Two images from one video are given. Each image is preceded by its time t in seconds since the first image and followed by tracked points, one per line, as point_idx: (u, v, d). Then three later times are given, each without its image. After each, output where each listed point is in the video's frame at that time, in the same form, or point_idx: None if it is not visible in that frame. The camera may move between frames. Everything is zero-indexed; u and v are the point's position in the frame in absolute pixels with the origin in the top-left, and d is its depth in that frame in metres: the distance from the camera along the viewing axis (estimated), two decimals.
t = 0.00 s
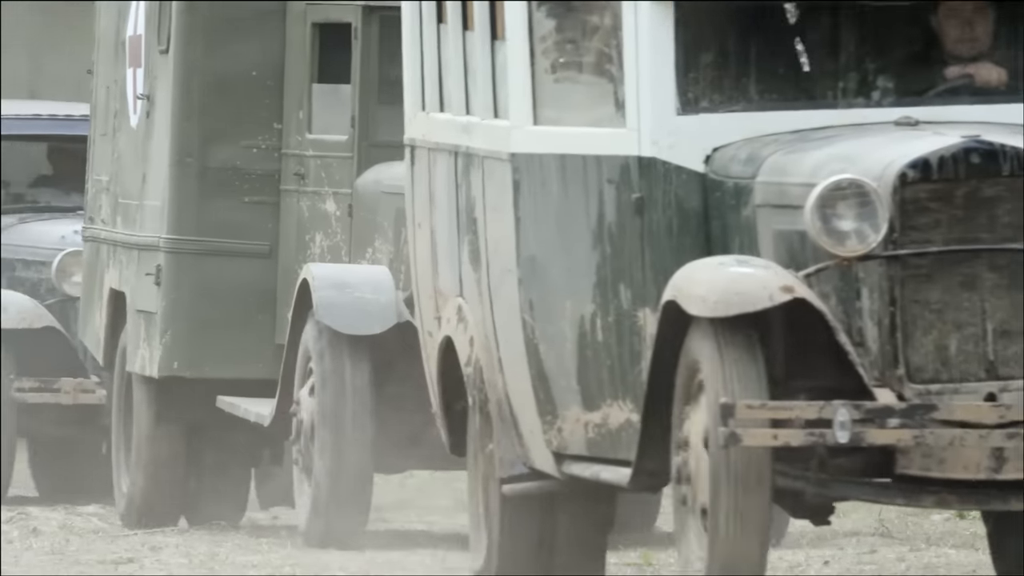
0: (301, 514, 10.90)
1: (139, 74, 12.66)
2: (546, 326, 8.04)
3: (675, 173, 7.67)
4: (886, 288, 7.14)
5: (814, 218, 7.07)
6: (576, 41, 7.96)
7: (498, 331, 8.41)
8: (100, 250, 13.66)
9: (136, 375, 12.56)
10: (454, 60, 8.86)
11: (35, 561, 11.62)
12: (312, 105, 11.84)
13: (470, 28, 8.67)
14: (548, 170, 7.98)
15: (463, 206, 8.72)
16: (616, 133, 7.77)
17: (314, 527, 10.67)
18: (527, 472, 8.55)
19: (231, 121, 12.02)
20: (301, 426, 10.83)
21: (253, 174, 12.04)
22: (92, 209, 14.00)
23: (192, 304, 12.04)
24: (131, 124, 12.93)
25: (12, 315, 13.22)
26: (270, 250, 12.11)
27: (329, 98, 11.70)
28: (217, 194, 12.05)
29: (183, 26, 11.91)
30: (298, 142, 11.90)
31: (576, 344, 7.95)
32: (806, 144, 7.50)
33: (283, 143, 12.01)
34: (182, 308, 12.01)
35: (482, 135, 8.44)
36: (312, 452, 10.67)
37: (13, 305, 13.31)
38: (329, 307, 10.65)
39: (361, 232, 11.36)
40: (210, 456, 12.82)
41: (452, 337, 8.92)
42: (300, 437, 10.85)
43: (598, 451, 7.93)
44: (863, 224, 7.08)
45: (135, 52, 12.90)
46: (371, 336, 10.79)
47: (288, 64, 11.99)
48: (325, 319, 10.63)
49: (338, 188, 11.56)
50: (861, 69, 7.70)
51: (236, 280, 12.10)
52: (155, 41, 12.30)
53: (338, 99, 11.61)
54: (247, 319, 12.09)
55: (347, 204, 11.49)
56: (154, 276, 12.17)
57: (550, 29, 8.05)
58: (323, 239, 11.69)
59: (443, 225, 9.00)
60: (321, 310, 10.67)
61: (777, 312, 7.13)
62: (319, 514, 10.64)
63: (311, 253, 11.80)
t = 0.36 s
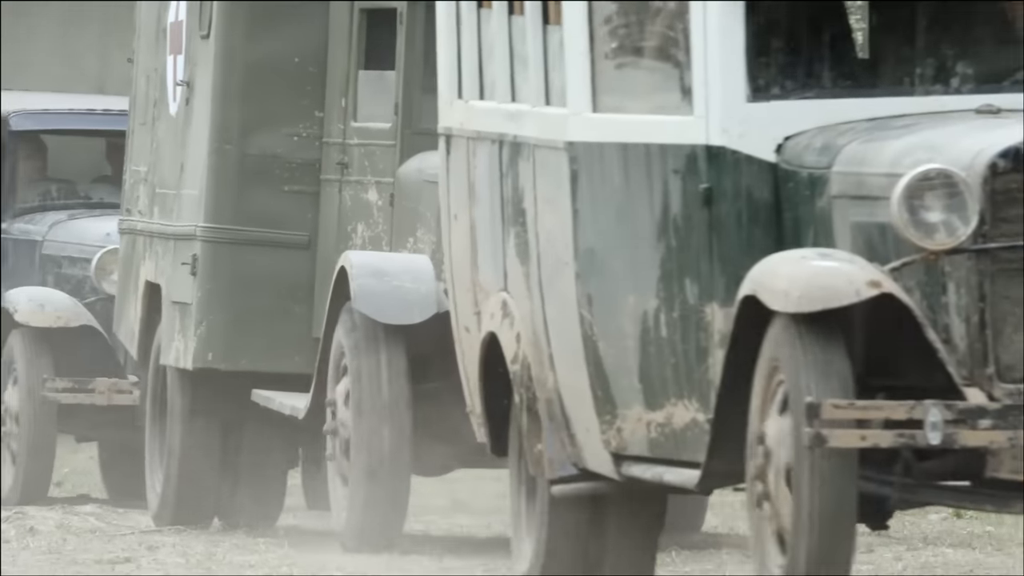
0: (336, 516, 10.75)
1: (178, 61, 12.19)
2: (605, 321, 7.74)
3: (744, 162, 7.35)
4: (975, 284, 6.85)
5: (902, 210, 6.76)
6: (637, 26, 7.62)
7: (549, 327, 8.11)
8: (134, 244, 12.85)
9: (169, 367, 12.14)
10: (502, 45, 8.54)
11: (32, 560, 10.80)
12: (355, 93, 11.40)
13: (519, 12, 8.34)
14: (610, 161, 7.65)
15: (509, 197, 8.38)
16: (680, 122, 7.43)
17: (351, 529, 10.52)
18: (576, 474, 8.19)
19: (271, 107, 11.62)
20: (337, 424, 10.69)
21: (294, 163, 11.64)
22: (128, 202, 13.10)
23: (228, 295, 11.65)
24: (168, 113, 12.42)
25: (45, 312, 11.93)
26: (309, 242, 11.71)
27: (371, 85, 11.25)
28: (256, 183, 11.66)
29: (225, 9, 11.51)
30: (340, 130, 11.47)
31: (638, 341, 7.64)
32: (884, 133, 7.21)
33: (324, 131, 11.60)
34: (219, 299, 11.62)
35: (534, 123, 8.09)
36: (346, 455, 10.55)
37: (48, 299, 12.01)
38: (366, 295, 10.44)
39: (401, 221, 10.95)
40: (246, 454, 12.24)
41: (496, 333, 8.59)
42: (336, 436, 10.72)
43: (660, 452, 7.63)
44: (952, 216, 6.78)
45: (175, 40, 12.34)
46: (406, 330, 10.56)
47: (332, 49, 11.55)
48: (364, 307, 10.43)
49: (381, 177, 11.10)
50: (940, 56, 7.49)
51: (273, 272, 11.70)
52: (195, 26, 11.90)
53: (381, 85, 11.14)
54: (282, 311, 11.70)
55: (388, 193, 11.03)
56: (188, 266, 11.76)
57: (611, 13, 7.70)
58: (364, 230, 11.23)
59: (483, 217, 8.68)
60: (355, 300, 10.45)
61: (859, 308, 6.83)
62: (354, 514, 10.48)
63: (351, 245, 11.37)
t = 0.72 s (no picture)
0: (371, 523, 11.02)
1: (206, 56, 11.68)
2: (683, 331, 7.37)
3: (831, 163, 7.04)
4: None
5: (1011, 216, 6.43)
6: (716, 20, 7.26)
7: (617, 333, 7.69)
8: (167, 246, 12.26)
9: (202, 373, 11.76)
10: (557, 34, 8.12)
11: (28, 561, 10.79)
12: (384, 88, 11.15)
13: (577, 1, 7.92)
14: (687, 162, 7.27)
15: (567, 193, 7.95)
16: (765, 121, 7.08)
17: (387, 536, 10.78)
18: (642, 482, 7.77)
19: (300, 103, 11.36)
20: (371, 430, 10.83)
21: (324, 161, 11.39)
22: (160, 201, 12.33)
23: (260, 300, 11.40)
24: (195, 110, 11.95)
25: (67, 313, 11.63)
26: (341, 242, 11.46)
27: (401, 82, 11.02)
28: (284, 183, 11.41)
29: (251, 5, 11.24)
30: (370, 127, 11.23)
31: (718, 351, 7.28)
32: (981, 130, 6.92)
33: (354, 129, 11.32)
34: (250, 301, 11.36)
35: (597, 117, 7.67)
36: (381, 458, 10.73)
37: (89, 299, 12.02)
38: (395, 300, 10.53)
39: (432, 224, 10.95)
40: (281, 456, 11.93)
41: (553, 335, 8.14)
42: (369, 442, 10.86)
43: (742, 466, 7.28)
44: None
45: (200, 32, 11.76)
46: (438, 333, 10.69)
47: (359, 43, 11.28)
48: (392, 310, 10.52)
49: (413, 175, 10.99)
50: None
51: (306, 274, 11.45)
52: (221, 20, 11.53)
53: (411, 82, 10.93)
54: (315, 314, 11.45)
55: (421, 192, 10.95)
56: (218, 270, 11.48)
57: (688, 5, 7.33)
58: (396, 230, 11.16)
59: (537, 215, 8.24)
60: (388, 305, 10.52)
61: (966, 317, 6.48)
62: (391, 523, 10.73)
63: (384, 245, 11.23)
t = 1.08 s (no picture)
0: (405, 533, 10.81)
1: (240, 50, 11.86)
2: (775, 336, 6.98)
3: (937, 159, 6.68)
4: None
5: None
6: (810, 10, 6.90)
7: (697, 339, 7.30)
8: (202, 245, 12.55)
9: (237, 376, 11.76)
10: (628, 26, 7.75)
11: None
12: (418, 82, 11.20)
13: None
14: (781, 157, 6.89)
15: (640, 191, 7.58)
16: (864, 113, 6.72)
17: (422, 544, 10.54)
18: (721, 495, 7.38)
19: (333, 99, 11.41)
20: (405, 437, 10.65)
21: (357, 157, 11.43)
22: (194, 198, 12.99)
23: (293, 299, 11.37)
24: (228, 104, 12.09)
25: (115, 318, 13.62)
26: (376, 240, 11.50)
27: (435, 75, 11.05)
28: (319, 180, 11.42)
29: None
30: (403, 122, 11.28)
31: (815, 358, 6.87)
32: None
33: (389, 124, 11.41)
34: (284, 300, 11.33)
35: (676, 113, 7.31)
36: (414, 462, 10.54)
37: (117, 304, 13.69)
38: (430, 304, 10.50)
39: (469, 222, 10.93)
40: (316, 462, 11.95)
41: (623, 344, 7.77)
42: (404, 449, 10.69)
43: (839, 479, 6.91)
44: None
45: (233, 26, 12.04)
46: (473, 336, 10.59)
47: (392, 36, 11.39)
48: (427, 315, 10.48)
49: (447, 170, 11.02)
50: None
51: (339, 271, 11.44)
52: (253, 15, 11.61)
53: (446, 76, 10.96)
54: (348, 312, 11.43)
55: (456, 187, 10.95)
56: (250, 270, 11.46)
57: None
58: (431, 227, 11.15)
59: (604, 215, 7.86)
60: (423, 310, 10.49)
61: None
62: (426, 531, 10.48)
63: (418, 242, 11.24)
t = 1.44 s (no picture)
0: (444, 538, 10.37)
1: (275, 38, 11.58)
2: (887, 337, 6.52)
3: None
4: None
5: None
6: None
7: (799, 337, 6.79)
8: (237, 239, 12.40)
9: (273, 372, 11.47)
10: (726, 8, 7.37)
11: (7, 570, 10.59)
12: (458, 70, 10.86)
13: None
14: (896, 149, 6.50)
15: (738, 182, 7.14)
16: (987, 103, 6.48)
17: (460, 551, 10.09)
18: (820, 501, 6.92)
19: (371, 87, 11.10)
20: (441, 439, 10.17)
21: (396, 147, 11.10)
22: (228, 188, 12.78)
23: (329, 295, 11.05)
24: (265, 94, 11.79)
25: (170, 317, 13.37)
26: (416, 234, 11.15)
27: (477, 64, 10.70)
28: (356, 171, 11.09)
29: None
30: (443, 111, 10.95)
31: (931, 362, 6.50)
32: None
33: (428, 114, 11.08)
34: (320, 294, 11.02)
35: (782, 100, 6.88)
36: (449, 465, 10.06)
37: (170, 304, 13.42)
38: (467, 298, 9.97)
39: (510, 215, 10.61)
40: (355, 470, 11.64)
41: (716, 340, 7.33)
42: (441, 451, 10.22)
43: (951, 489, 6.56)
44: None
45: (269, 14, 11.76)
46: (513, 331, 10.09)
47: (434, 23, 11.05)
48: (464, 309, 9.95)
49: (487, 162, 10.68)
50: None
51: (375, 266, 11.09)
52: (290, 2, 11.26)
53: (489, 64, 10.59)
54: (385, 308, 11.09)
55: (496, 179, 10.62)
56: (286, 263, 11.16)
57: None
58: (471, 220, 10.82)
59: (697, 209, 7.44)
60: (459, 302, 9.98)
61: None
62: (461, 540, 10.03)
63: (458, 236, 10.90)
